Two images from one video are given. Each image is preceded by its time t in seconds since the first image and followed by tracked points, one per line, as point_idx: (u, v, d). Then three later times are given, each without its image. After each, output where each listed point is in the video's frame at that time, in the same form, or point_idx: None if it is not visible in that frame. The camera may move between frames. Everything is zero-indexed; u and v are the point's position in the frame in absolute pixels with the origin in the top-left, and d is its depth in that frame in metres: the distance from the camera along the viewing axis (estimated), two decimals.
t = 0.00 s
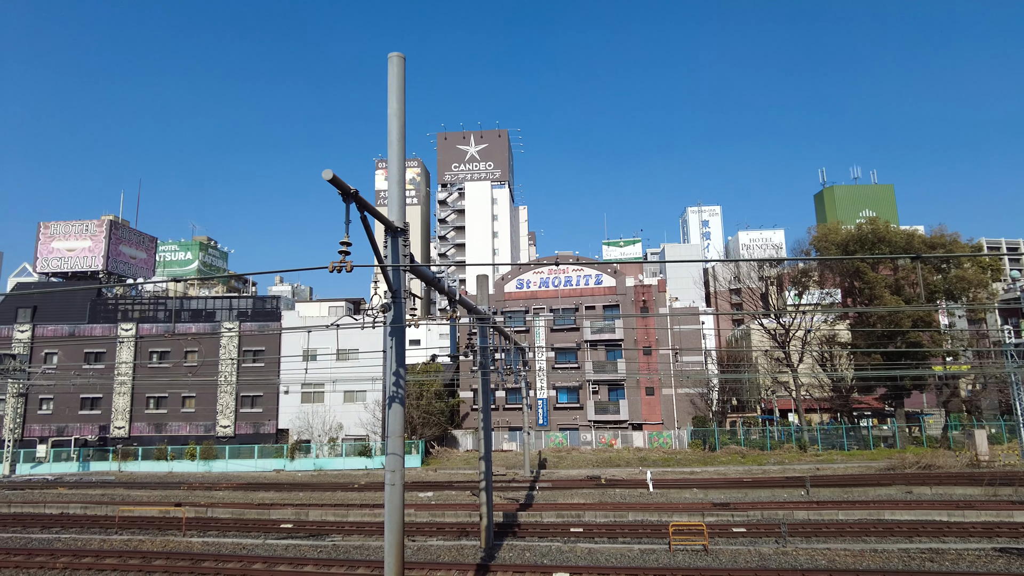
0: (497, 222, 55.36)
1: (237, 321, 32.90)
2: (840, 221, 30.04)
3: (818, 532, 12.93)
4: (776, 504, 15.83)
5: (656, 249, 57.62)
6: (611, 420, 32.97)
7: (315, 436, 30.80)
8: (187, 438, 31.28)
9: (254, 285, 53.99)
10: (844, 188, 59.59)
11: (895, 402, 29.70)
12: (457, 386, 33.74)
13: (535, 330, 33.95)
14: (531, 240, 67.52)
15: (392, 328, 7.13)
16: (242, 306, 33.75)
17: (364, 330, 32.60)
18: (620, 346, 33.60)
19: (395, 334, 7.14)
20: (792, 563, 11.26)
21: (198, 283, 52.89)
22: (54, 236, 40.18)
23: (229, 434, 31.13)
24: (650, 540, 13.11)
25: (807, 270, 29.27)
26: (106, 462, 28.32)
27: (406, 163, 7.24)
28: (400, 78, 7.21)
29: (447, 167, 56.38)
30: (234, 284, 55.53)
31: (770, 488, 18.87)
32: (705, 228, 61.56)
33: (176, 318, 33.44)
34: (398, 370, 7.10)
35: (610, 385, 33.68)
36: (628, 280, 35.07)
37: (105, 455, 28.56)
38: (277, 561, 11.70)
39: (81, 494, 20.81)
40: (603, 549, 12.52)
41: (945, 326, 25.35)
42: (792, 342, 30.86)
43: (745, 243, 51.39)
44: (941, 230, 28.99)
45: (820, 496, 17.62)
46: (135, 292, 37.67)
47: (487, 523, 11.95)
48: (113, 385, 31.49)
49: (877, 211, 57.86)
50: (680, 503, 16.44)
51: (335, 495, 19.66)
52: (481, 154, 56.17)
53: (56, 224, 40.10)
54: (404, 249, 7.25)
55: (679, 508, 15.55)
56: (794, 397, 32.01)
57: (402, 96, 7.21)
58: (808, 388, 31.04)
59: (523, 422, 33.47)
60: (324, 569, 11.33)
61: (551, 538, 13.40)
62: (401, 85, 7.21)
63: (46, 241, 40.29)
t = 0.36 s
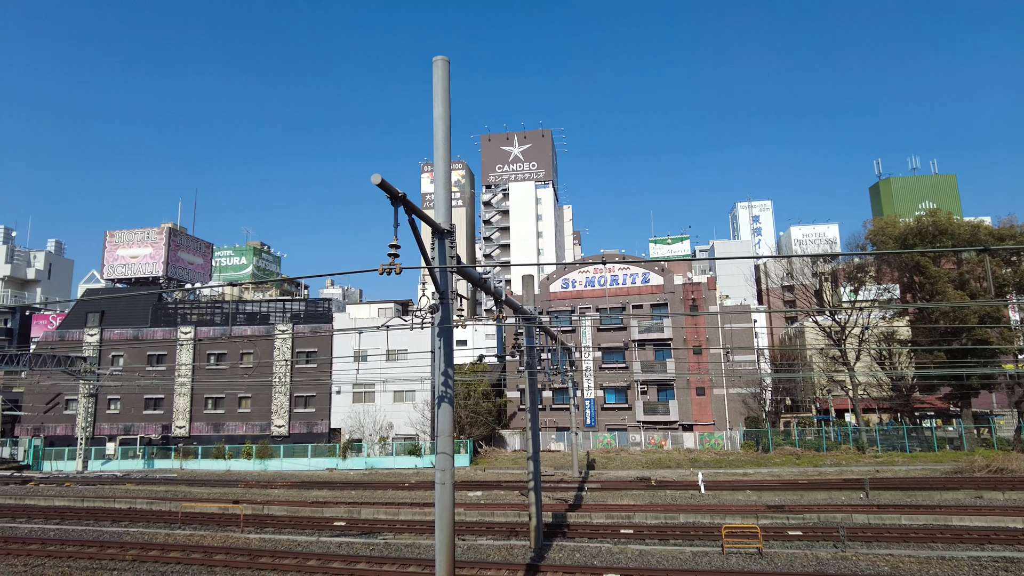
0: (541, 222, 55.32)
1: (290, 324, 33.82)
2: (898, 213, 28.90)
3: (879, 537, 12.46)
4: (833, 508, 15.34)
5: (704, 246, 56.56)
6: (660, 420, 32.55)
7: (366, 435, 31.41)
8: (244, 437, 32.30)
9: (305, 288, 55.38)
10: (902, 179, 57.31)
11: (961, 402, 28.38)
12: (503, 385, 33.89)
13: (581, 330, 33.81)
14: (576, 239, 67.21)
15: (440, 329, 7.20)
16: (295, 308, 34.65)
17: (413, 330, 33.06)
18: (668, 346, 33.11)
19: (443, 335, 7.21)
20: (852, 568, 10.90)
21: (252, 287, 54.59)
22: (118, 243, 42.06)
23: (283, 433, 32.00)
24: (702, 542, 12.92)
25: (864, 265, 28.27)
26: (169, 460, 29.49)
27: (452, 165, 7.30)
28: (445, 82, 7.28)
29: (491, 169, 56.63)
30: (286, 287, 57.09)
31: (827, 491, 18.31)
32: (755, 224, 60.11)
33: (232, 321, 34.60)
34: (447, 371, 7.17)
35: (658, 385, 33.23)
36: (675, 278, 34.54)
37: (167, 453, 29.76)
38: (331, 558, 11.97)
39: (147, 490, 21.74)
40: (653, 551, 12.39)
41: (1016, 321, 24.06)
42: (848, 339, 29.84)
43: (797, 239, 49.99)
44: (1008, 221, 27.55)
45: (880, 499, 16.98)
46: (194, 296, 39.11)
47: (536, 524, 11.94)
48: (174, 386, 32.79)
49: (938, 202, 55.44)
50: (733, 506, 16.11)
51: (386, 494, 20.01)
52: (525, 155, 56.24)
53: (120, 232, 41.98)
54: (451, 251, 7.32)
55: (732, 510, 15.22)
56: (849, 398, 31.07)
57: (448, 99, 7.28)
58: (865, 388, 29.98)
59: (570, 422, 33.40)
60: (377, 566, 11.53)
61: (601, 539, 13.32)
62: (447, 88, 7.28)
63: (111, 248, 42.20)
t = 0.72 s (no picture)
0: (581, 220, 55.06)
1: (335, 325, 34.51)
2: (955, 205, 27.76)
3: (939, 542, 11.99)
4: (890, 510, 14.82)
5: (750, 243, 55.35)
6: (706, 420, 31.99)
7: (410, 434, 31.78)
8: (293, 435, 33.07)
9: (350, 290, 56.39)
10: (958, 168, 55.05)
11: None
12: (546, 385, 33.89)
13: (623, 329, 33.52)
14: (617, 237, 66.66)
15: (483, 329, 7.22)
16: (340, 309, 35.36)
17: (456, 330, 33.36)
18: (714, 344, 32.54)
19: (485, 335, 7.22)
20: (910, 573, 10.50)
21: (299, 289, 55.88)
22: (172, 249, 43.60)
23: (330, 432, 32.64)
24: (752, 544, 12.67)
25: (918, 259, 27.24)
26: (222, 458, 30.42)
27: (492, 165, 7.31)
28: (484, 81, 7.31)
29: (530, 168, 56.67)
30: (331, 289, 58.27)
31: (881, 493, 17.70)
32: (802, 218, 58.59)
33: (280, 322, 35.50)
34: (490, 370, 7.18)
35: (704, 385, 32.63)
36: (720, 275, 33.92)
37: (220, 451, 30.69)
38: (378, 555, 12.16)
39: (202, 487, 22.48)
40: (700, 551, 12.24)
41: None
42: (903, 336, 28.79)
43: (847, 233, 48.52)
44: None
45: (941, 503, 16.34)
46: (244, 299, 40.26)
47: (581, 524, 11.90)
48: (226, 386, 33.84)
49: (999, 192, 53.01)
50: (783, 507, 15.75)
51: (431, 492, 20.24)
52: (564, 153, 56.08)
53: (173, 237, 43.51)
54: (491, 250, 7.34)
55: (782, 511, 14.83)
56: (904, 397, 30.03)
57: (488, 99, 7.31)
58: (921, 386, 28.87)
59: (614, 422, 33.18)
60: (423, 564, 11.67)
61: (647, 540, 13.19)
62: (486, 88, 7.31)
63: (164, 253, 43.75)
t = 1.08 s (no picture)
0: (620, 218, 54.63)
1: (377, 325, 35.02)
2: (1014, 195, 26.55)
3: (1002, 548, 11.48)
4: (947, 513, 14.25)
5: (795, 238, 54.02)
6: (751, 420, 31.38)
7: (451, 432, 32.06)
8: (337, 434, 33.69)
9: (391, 291, 57.14)
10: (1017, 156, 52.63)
11: None
12: (586, 384, 33.78)
13: (665, 327, 33.13)
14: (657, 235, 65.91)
15: (523, 328, 7.21)
16: (382, 310, 35.86)
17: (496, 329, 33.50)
18: (759, 342, 31.87)
19: (525, 333, 7.21)
20: None
21: (342, 290, 56.87)
22: (220, 252, 44.88)
23: (373, 431, 33.13)
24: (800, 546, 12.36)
25: (974, 252, 26.14)
26: (269, 456, 31.17)
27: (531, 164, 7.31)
28: (522, 81, 7.32)
29: (568, 167, 56.50)
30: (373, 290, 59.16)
31: (937, 495, 17.06)
32: (849, 212, 56.91)
33: (323, 323, 36.23)
34: (531, 369, 7.14)
35: (749, 384, 32.01)
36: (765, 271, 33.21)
37: (267, 449, 31.48)
38: (421, 553, 12.30)
39: (251, 484, 23.09)
40: (745, 552, 12.03)
41: None
42: (959, 333, 27.66)
43: (897, 227, 46.93)
44: None
45: (1001, 507, 15.63)
46: (288, 300, 41.19)
47: (624, 524, 11.81)
48: (272, 386, 34.68)
49: None
50: (832, 509, 15.34)
51: (473, 490, 20.37)
52: (602, 151, 55.71)
53: (221, 241, 44.81)
54: (531, 250, 7.34)
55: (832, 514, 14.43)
56: (960, 396, 28.92)
57: (526, 99, 7.31)
58: (979, 385, 27.70)
59: (656, 421, 32.83)
60: (465, 562, 11.75)
61: (690, 541, 12.99)
62: (524, 88, 7.32)
63: (213, 257, 45.14)
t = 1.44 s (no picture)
0: (658, 215, 54.04)
1: (416, 325, 35.40)
2: None
3: None
4: (1005, 517, 13.69)
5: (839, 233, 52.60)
6: (795, 419, 30.74)
7: (490, 431, 32.21)
8: (378, 432, 34.18)
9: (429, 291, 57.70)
10: None
11: None
12: (625, 383, 33.57)
13: (705, 325, 32.63)
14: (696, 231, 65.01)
15: (560, 326, 7.19)
16: (420, 309, 36.22)
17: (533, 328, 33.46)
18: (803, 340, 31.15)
19: (563, 332, 7.19)
20: None
21: (381, 290, 57.67)
22: (263, 255, 45.95)
23: (413, 429, 33.50)
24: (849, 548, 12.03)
25: None
26: (312, 454, 31.81)
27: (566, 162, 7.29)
28: (558, 79, 7.30)
29: (604, 164, 56.19)
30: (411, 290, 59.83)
31: (993, 498, 16.40)
32: (896, 205, 55.16)
33: (364, 323, 36.82)
34: (569, 366, 7.11)
35: (792, 382, 31.33)
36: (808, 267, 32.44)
37: (311, 447, 32.13)
38: (462, 551, 12.39)
39: (295, 481, 23.61)
40: (791, 554, 11.76)
41: None
42: (1016, 329, 26.52)
43: (947, 219, 45.30)
44: None
45: None
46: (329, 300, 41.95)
47: (665, 523, 11.69)
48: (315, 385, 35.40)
49: None
50: (882, 511, 14.91)
51: (512, 489, 20.42)
52: (639, 147, 55.17)
53: (264, 244, 45.87)
54: (568, 248, 7.33)
55: (882, 516, 14.01)
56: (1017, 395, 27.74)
57: (561, 97, 7.28)
58: None
59: (697, 421, 32.40)
60: (506, 560, 11.80)
61: (733, 542, 12.78)
62: (560, 86, 7.29)
63: (256, 259, 46.27)
